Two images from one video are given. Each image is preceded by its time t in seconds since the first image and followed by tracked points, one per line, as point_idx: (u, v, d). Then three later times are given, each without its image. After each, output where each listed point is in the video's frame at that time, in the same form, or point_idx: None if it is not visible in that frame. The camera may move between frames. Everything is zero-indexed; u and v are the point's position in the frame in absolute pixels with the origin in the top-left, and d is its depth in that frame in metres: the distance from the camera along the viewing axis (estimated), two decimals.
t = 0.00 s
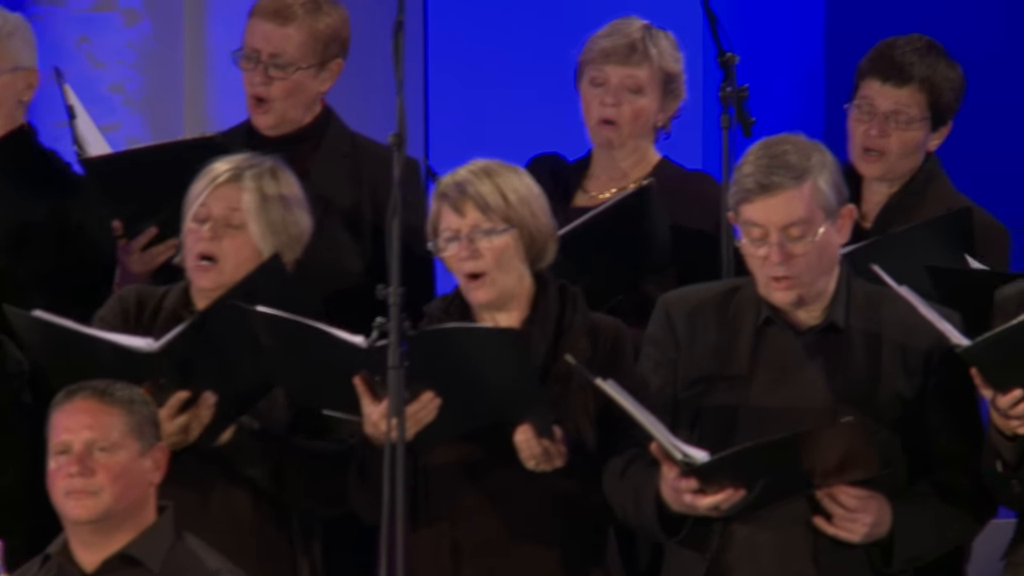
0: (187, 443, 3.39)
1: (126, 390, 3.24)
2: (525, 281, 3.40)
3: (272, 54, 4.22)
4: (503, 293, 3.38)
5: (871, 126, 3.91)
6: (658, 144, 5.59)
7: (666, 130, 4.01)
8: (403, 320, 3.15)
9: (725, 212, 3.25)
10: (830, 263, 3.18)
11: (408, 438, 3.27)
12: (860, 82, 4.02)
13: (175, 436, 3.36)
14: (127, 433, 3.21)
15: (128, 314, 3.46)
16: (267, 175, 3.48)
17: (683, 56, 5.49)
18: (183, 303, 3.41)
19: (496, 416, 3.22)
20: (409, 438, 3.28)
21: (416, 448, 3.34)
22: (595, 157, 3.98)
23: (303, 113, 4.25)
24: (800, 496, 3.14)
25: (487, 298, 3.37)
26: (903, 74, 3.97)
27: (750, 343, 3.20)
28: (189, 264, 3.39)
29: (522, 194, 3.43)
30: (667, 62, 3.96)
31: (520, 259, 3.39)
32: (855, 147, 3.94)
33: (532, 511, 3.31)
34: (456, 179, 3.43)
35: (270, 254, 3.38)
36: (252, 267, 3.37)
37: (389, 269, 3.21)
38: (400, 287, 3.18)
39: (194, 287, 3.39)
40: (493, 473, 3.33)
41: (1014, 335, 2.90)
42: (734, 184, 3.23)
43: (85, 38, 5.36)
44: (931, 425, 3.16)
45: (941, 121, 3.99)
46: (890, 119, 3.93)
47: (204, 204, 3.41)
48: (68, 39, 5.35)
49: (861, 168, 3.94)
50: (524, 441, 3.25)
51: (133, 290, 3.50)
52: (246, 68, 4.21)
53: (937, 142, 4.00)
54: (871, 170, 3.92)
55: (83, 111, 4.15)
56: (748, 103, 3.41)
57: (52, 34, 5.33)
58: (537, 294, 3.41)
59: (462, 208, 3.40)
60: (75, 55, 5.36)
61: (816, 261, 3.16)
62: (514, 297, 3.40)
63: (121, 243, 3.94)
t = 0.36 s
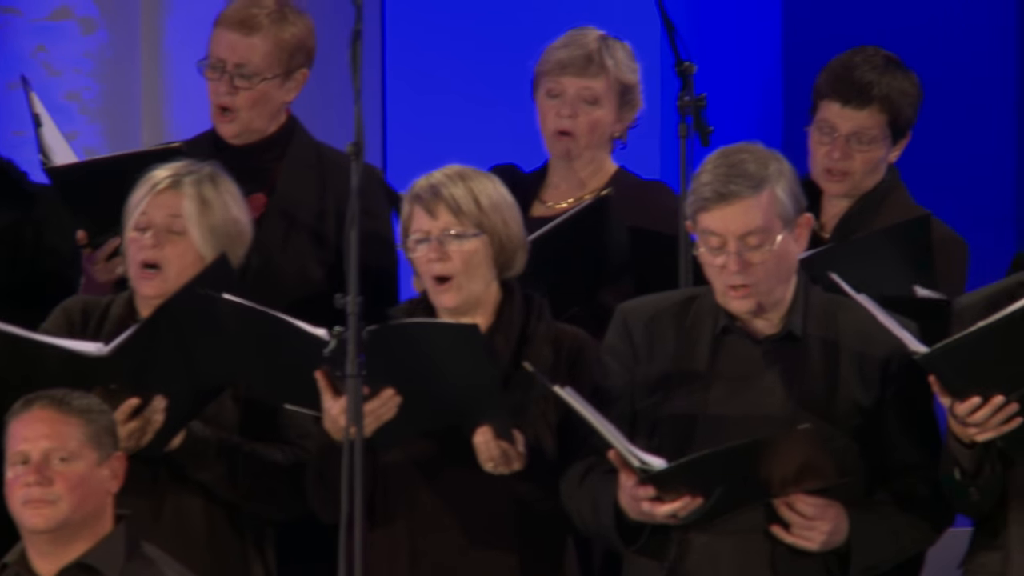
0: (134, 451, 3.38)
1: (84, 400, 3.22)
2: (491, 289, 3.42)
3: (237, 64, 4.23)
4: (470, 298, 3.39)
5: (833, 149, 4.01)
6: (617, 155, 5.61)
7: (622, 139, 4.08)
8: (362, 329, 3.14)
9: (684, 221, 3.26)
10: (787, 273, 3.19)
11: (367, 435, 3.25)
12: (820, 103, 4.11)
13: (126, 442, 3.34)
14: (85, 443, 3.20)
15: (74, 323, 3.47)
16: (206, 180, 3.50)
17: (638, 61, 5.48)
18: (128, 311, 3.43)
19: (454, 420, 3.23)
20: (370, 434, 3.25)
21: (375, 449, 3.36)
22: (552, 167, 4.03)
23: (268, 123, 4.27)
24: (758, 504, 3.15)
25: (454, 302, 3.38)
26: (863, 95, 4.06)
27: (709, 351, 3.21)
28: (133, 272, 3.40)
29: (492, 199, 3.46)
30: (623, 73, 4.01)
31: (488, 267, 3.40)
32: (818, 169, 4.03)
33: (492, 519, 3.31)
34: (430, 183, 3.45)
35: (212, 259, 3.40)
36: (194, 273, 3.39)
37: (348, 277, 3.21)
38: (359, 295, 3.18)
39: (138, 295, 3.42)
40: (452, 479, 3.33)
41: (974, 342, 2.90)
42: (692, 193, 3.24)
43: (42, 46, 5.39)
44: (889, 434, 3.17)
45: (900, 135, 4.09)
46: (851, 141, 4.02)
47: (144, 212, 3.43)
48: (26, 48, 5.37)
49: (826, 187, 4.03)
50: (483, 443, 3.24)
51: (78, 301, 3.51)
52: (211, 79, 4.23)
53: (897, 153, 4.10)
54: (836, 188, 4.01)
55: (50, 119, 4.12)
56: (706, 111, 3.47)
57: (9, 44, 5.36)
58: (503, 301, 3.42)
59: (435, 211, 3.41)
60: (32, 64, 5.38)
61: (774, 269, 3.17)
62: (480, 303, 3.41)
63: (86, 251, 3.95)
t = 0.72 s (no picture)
0: (101, 457, 3.34)
1: (38, 403, 3.22)
2: (453, 296, 3.45)
3: (203, 69, 4.21)
4: (430, 303, 3.40)
5: (788, 157, 4.10)
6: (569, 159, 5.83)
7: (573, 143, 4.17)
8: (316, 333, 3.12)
9: (639, 224, 3.27)
10: (742, 276, 3.20)
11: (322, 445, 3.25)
12: (773, 110, 4.19)
13: (92, 449, 3.30)
14: (38, 446, 3.19)
15: (27, 335, 3.48)
16: (144, 183, 3.53)
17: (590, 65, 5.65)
18: (83, 316, 3.49)
19: (417, 432, 3.24)
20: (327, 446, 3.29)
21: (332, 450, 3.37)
22: (505, 170, 4.10)
23: (232, 127, 4.25)
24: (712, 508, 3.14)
25: (416, 306, 3.39)
26: (818, 103, 4.14)
27: (662, 356, 3.22)
28: (83, 281, 3.44)
29: (459, 204, 3.46)
30: (574, 77, 4.11)
31: (451, 274, 3.42)
32: (774, 177, 4.14)
33: (446, 524, 3.33)
34: (398, 187, 3.45)
35: (160, 263, 3.44)
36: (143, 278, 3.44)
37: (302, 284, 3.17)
38: (312, 299, 3.17)
39: (91, 303, 3.47)
40: (409, 483, 3.34)
41: (932, 347, 2.86)
42: (647, 197, 3.24)
43: None
44: (842, 440, 3.17)
45: (855, 137, 4.19)
46: (807, 149, 4.11)
47: (86, 221, 3.47)
48: None
49: (783, 194, 4.13)
50: (441, 453, 3.25)
51: (30, 312, 3.52)
52: (178, 83, 4.22)
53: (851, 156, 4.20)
54: (793, 195, 4.11)
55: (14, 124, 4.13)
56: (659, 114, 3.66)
57: None
58: (463, 309, 3.45)
59: (401, 215, 3.41)
60: None
61: (730, 273, 3.17)
62: (440, 309, 3.44)
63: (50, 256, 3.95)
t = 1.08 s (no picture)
0: (68, 461, 3.33)
1: None
2: (415, 300, 3.44)
3: (168, 69, 4.21)
4: (394, 304, 3.38)
5: (740, 160, 4.17)
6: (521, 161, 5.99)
7: (525, 144, 4.33)
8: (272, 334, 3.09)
9: (596, 226, 3.26)
10: (699, 277, 3.20)
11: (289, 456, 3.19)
12: (722, 112, 4.26)
13: (60, 454, 3.29)
14: None
15: None
16: (97, 185, 3.54)
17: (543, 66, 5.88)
18: (42, 320, 3.48)
19: (382, 443, 3.24)
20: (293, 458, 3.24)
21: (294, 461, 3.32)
22: (460, 170, 4.25)
23: (196, 128, 4.25)
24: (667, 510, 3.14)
25: (380, 307, 3.37)
26: (769, 105, 4.20)
27: (619, 357, 3.22)
28: (39, 282, 3.43)
29: (425, 211, 3.47)
30: (527, 78, 4.27)
31: (416, 279, 3.42)
32: (726, 180, 4.20)
33: (400, 526, 3.34)
34: (363, 194, 3.45)
35: (119, 262, 3.45)
36: (103, 278, 3.44)
37: (256, 285, 3.14)
38: (267, 300, 3.13)
39: (49, 305, 3.46)
40: (367, 486, 3.35)
41: (885, 351, 2.82)
42: (603, 199, 3.24)
43: None
44: (796, 441, 3.17)
45: (804, 139, 4.26)
46: (759, 151, 4.17)
47: (41, 226, 3.47)
48: None
49: (735, 197, 4.21)
50: (408, 467, 3.26)
51: None
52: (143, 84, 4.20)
53: (802, 156, 4.27)
54: (744, 198, 4.20)
55: None
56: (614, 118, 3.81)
57: None
58: (426, 315, 3.45)
59: (368, 222, 3.41)
60: None
61: (687, 274, 3.16)
62: (404, 314, 3.43)
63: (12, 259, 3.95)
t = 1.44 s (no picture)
0: (47, 461, 3.32)
1: None
2: (388, 302, 3.43)
3: (146, 71, 4.19)
4: (367, 306, 3.38)
5: (704, 162, 4.19)
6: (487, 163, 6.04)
7: (489, 145, 4.40)
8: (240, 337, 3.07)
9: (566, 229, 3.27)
10: (668, 279, 3.20)
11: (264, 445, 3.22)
12: (687, 113, 4.30)
13: (38, 454, 3.27)
14: None
15: None
16: (67, 186, 3.52)
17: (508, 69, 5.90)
18: (17, 325, 3.48)
19: (350, 431, 3.22)
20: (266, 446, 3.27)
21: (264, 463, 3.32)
22: (424, 171, 4.32)
23: (172, 130, 4.25)
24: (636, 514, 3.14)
25: (353, 306, 3.36)
26: (732, 107, 4.23)
27: (587, 359, 3.23)
28: (12, 284, 3.42)
29: (401, 214, 3.47)
30: (489, 77, 4.34)
31: (390, 280, 3.40)
32: (690, 182, 4.21)
33: (368, 528, 3.34)
34: (339, 193, 3.44)
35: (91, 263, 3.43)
36: (75, 279, 3.42)
37: (225, 288, 3.14)
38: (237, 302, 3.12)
39: (22, 308, 3.46)
40: (336, 486, 3.35)
41: (851, 359, 2.82)
42: (573, 202, 3.24)
43: None
44: (764, 444, 3.18)
45: (769, 140, 4.30)
46: (723, 153, 4.20)
47: (12, 226, 3.46)
48: None
49: (699, 199, 4.23)
50: (381, 459, 3.22)
51: None
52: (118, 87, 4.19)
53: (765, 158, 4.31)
54: (709, 200, 4.21)
55: None
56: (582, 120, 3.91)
57: None
58: (399, 317, 3.43)
59: (344, 221, 3.40)
60: None
61: (656, 277, 3.17)
62: (376, 316, 3.42)
63: None
